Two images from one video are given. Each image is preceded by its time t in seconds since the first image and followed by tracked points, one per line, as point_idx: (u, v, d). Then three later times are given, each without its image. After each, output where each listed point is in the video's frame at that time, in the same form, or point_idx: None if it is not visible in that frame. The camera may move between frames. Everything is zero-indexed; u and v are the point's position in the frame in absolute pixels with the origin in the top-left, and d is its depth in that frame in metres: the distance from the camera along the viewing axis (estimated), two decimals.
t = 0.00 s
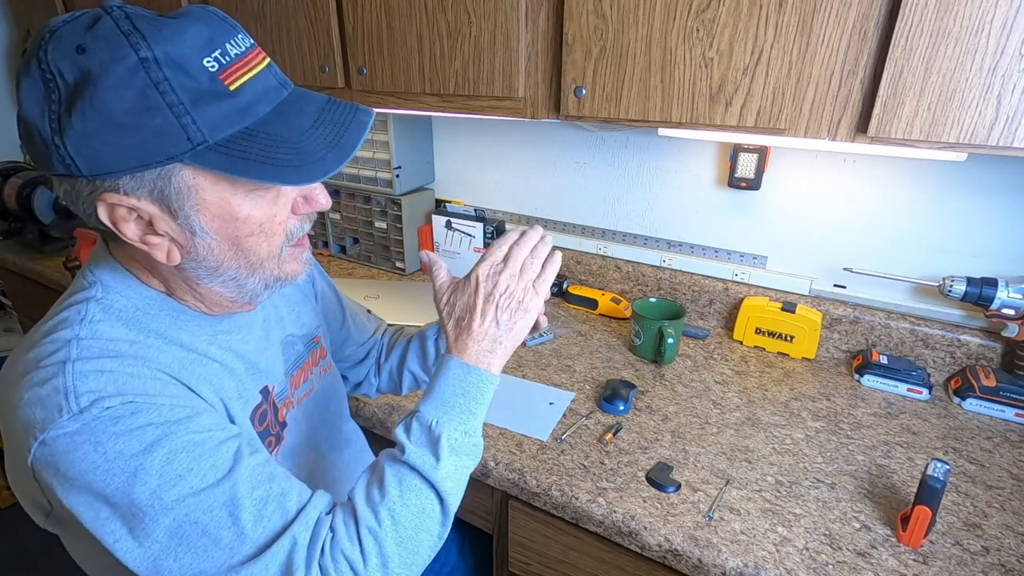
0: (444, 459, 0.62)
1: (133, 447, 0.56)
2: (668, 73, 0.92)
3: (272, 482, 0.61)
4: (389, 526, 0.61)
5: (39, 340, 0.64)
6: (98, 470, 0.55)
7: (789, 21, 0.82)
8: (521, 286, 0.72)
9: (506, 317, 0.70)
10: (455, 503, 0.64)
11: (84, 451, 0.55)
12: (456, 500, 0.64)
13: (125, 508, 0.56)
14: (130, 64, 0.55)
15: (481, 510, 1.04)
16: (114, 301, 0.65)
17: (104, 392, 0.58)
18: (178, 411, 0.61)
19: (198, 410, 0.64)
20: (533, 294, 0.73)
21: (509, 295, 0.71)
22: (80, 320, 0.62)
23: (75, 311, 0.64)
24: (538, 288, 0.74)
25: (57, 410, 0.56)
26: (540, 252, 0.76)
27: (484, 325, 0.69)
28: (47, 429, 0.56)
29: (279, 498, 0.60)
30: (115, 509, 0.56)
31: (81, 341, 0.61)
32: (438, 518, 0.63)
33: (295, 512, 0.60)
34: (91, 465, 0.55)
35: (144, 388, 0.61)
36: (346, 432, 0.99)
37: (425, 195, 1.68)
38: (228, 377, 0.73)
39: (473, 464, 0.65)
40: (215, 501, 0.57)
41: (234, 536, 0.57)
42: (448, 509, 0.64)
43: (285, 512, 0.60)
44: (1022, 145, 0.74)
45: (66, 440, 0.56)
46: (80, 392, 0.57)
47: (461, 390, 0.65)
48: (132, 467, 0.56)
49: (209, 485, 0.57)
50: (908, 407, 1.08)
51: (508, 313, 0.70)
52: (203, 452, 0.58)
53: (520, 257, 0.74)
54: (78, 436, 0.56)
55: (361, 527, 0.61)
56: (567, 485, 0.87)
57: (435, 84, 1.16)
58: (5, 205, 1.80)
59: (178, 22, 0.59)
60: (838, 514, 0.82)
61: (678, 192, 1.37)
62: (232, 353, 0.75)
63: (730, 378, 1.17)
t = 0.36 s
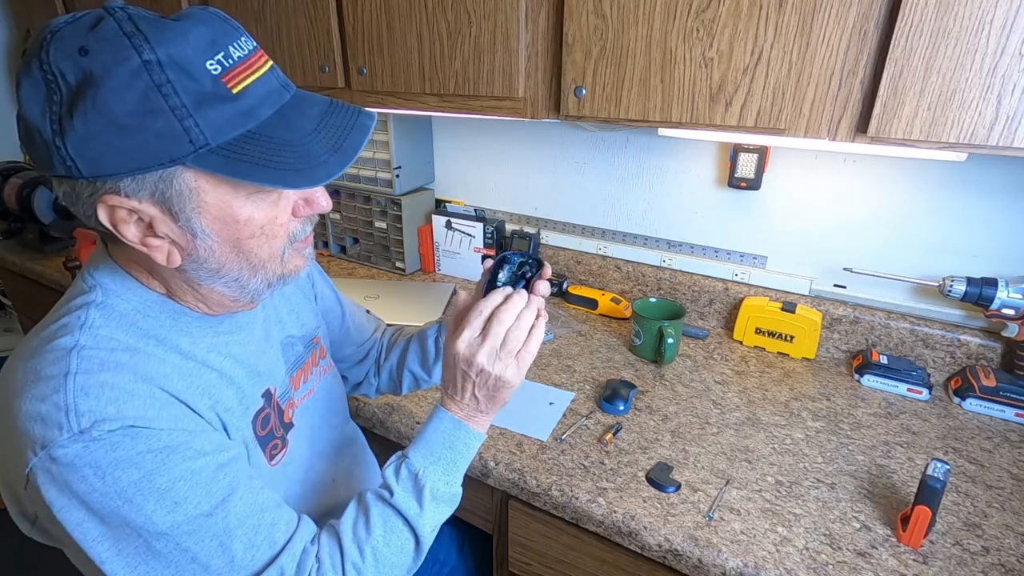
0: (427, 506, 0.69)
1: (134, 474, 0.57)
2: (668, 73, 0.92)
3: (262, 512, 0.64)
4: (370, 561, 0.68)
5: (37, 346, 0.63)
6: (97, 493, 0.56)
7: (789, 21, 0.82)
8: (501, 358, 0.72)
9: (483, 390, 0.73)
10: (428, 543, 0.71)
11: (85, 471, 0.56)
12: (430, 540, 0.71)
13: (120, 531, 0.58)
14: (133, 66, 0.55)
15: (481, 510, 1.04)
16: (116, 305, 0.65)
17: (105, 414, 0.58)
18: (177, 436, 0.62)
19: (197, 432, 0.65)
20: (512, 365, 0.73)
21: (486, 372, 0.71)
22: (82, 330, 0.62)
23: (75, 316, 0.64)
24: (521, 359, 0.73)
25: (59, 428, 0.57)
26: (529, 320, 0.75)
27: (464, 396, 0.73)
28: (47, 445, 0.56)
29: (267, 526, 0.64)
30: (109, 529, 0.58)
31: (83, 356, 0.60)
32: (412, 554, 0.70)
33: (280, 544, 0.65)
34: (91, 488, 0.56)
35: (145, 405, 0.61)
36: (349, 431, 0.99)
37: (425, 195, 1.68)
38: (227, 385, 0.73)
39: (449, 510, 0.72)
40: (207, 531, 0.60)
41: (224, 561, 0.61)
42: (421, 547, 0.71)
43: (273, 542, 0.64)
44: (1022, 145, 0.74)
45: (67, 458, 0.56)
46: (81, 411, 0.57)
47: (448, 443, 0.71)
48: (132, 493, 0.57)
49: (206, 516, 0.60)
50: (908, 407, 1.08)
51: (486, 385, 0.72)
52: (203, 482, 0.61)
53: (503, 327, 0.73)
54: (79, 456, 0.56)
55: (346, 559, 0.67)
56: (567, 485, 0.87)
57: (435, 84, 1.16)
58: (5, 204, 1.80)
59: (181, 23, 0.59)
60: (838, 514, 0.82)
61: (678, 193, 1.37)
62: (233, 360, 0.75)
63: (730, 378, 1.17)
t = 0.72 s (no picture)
0: (427, 482, 0.71)
1: (140, 474, 0.58)
2: (668, 73, 0.92)
3: (267, 498, 0.66)
4: (377, 535, 0.70)
5: (34, 350, 0.63)
6: (104, 492, 0.57)
7: (789, 21, 0.82)
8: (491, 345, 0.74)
9: (474, 379, 0.74)
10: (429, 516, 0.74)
11: (90, 473, 0.56)
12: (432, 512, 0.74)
13: (130, 528, 0.58)
14: (127, 70, 0.55)
15: (482, 510, 1.04)
16: (113, 306, 0.65)
17: (108, 415, 0.59)
18: (181, 432, 0.63)
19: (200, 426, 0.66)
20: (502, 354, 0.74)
21: (477, 360, 0.73)
22: (79, 333, 0.62)
23: (74, 319, 0.64)
24: (510, 348, 0.75)
25: (62, 431, 0.57)
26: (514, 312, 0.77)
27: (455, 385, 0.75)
28: (52, 449, 0.56)
29: (273, 514, 0.66)
30: (118, 529, 0.58)
31: (83, 359, 0.60)
32: (415, 527, 0.73)
33: (286, 529, 0.66)
34: (97, 488, 0.57)
35: (145, 406, 0.62)
36: (351, 432, 0.99)
37: (425, 195, 1.68)
38: (228, 383, 0.73)
39: (448, 483, 0.74)
40: (218, 518, 0.61)
41: (234, 548, 0.62)
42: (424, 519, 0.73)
43: (280, 526, 0.66)
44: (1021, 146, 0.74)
45: (71, 461, 0.56)
46: (85, 413, 0.58)
47: (445, 422, 0.73)
48: (140, 490, 0.58)
49: (215, 507, 0.61)
50: (908, 407, 1.08)
51: (477, 373, 0.74)
52: (208, 475, 0.62)
53: (491, 316, 0.75)
54: (83, 458, 0.56)
55: (354, 535, 0.70)
56: (567, 485, 0.87)
57: (435, 84, 1.16)
58: (5, 205, 1.81)
59: (176, 26, 0.59)
60: (838, 514, 0.82)
61: (678, 193, 1.37)
62: (233, 358, 0.75)
63: (730, 378, 1.17)
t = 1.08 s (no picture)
0: (428, 488, 0.71)
1: (141, 475, 0.58)
2: (668, 73, 0.92)
3: (265, 501, 0.66)
4: (376, 543, 0.70)
5: (37, 350, 0.63)
6: (104, 493, 0.57)
7: (789, 21, 0.82)
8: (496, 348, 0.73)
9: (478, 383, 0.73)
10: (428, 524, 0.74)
11: (92, 474, 0.56)
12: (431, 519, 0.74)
13: (131, 528, 0.58)
14: (134, 69, 0.55)
15: (482, 510, 1.04)
16: (116, 307, 0.65)
17: (110, 417, 0.59)
18: (183, 435, 0.63)
19: (201, 428, 0.66)
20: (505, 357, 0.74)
21: (480, 364, 0.72)
22: (82, 334, 0.62)
23: (76, 319, 0.64)
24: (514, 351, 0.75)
25: (63, 433, 0.57)
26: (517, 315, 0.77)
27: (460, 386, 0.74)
28: (53, 450, 0.57)
29: (271, 519, 0.66)
30: (118, 530, 0.58)
31: (86, 360, 0.60)
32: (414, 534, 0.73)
33: (284, 531, 0.66)
34: (98, 489, 0.57)
35: (147, 407, 0.62)
36: (351, 433, 0.99)
37: (425, 195, 1.68)
38: (229, 385, 0.73)
39: (448, 490, 0.74)
40: (217, 522, 0.62)
41: (233, 551, 0.62)
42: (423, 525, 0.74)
43: (279, 530, 0.66)
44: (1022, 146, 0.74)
45: (73, 462, 0.56)
46: (87, 415, 0.58)
47: (446, 428, 0.73)
48: (141, 491, 0.58)
49: (214, 510, 0.61)
50: (908, 407, 1.08)
51: (482, 374, 0.73)
52: (209, 478, 0.62)
53: (494, 319, 0.75)
54: (86, 459, 0.56)
55: (352, 541, 0.69)
56: (567, 486, 0.87)
57: (435, 84, 1.16)
58: (5, 205, 1.81)
59: (180, 25, 0.59)
60: (838, 514, 0.82)
61: (678, 192, 1.37)
62: (235, 359, 0.75)
63: (730, 378, 1.17)
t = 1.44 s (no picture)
0: (424, 476, 0.68)
1: (136, 451, 0.57)
2: (668, 73, 0.92)
3: (262, 491, 0.64)
4: (372, 536, 0.66)
5: (42, 333, 0.63)
6: (98, 472, 0.56)
7: (789, 21, 0.82)
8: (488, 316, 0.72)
9: (472, 359, 0.72)
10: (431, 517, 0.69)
11: (87, 450, 0.56)
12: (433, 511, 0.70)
13: (123, 510, 0.57)
14: (153, 53, 0.56)
15: (482, 510, 1.04)
16: (122, 295, 0.66)
17: (108, 394, 0.59)
18: (182, 418, 0.62)
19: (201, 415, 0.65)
20: (497, 327, 0.72)
21: (472, 335, 0.71)
22: (87, 320, 0.62)
23: (83, 306, 0.64)
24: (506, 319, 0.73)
25: (62, 409, 0.57)
26: (506, 278, 0.75)
27: (451, 362, 0.72)
28: (50, 427, 0.56)
29: (265, 510, 0.63)
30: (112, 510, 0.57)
31: (87, 341, 0.61)
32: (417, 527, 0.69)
33: (279, 522, 0.64)
34: (93, 467, 0.56)
35: (147, 385, 0.62)
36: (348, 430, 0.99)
37: (425, 195, 1.68)
38: (229, 376, 0.73)
39: (450, 481, 0.71)
40: (209, 509, 0.59)
41: (225, 540, 0.60)
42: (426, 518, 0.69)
43: (274, 521, 0.63)
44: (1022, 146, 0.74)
45: (68, 437, 0.56)
46: (85, 391, 0.58)
47: (442, 411, 0.70)
48: (136, 471, 0.57)
49: (206, 495, 0.59)
50: (908, 407, 1.08)
51: (479, 346, 0.71)
52: (201, 462, 0.60)
53: (482, 285, 0.73)
54: (83, 434, 0.56)
55: (346, 535, 0.66)
56: (567, 486, 0.87)
57: (435, 84, 1.16)
58: (6, 205, 1.81)
59: (197, 15, 0.60)
60: (838, 514, 0.82)
61: (678, 192, 1.37)
62: (235, 351, 0.74)
63: (730, 378, 1.17)
